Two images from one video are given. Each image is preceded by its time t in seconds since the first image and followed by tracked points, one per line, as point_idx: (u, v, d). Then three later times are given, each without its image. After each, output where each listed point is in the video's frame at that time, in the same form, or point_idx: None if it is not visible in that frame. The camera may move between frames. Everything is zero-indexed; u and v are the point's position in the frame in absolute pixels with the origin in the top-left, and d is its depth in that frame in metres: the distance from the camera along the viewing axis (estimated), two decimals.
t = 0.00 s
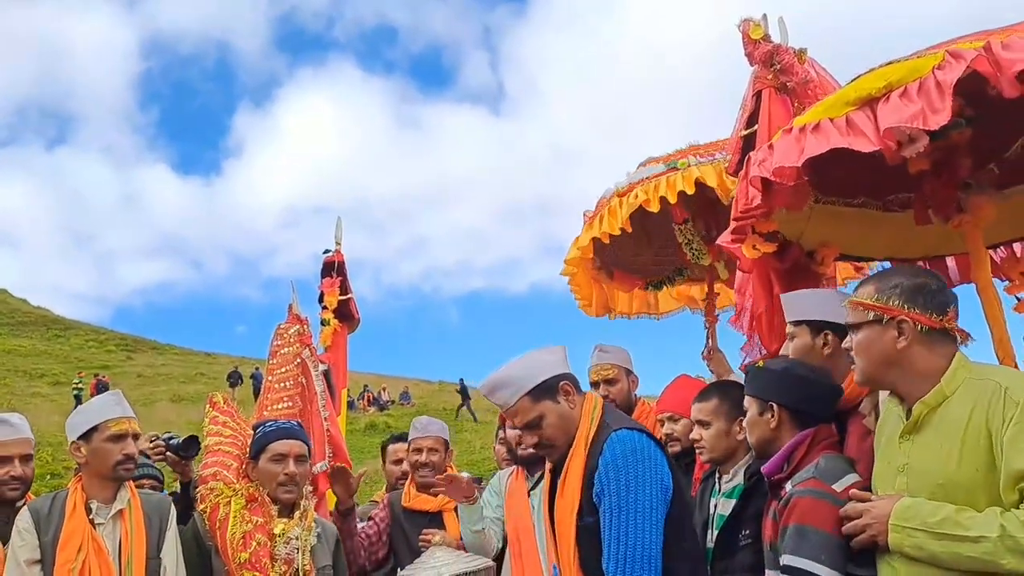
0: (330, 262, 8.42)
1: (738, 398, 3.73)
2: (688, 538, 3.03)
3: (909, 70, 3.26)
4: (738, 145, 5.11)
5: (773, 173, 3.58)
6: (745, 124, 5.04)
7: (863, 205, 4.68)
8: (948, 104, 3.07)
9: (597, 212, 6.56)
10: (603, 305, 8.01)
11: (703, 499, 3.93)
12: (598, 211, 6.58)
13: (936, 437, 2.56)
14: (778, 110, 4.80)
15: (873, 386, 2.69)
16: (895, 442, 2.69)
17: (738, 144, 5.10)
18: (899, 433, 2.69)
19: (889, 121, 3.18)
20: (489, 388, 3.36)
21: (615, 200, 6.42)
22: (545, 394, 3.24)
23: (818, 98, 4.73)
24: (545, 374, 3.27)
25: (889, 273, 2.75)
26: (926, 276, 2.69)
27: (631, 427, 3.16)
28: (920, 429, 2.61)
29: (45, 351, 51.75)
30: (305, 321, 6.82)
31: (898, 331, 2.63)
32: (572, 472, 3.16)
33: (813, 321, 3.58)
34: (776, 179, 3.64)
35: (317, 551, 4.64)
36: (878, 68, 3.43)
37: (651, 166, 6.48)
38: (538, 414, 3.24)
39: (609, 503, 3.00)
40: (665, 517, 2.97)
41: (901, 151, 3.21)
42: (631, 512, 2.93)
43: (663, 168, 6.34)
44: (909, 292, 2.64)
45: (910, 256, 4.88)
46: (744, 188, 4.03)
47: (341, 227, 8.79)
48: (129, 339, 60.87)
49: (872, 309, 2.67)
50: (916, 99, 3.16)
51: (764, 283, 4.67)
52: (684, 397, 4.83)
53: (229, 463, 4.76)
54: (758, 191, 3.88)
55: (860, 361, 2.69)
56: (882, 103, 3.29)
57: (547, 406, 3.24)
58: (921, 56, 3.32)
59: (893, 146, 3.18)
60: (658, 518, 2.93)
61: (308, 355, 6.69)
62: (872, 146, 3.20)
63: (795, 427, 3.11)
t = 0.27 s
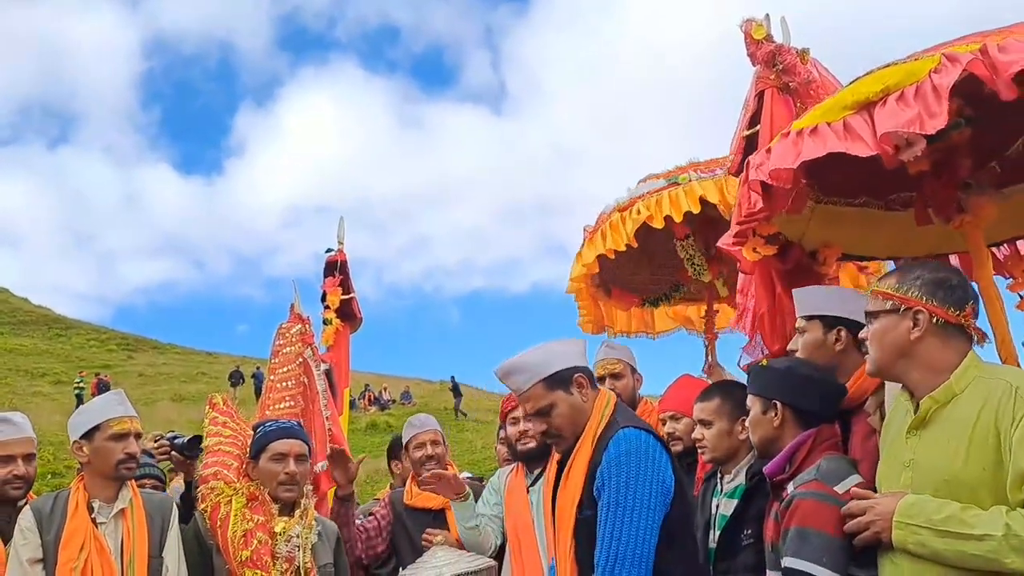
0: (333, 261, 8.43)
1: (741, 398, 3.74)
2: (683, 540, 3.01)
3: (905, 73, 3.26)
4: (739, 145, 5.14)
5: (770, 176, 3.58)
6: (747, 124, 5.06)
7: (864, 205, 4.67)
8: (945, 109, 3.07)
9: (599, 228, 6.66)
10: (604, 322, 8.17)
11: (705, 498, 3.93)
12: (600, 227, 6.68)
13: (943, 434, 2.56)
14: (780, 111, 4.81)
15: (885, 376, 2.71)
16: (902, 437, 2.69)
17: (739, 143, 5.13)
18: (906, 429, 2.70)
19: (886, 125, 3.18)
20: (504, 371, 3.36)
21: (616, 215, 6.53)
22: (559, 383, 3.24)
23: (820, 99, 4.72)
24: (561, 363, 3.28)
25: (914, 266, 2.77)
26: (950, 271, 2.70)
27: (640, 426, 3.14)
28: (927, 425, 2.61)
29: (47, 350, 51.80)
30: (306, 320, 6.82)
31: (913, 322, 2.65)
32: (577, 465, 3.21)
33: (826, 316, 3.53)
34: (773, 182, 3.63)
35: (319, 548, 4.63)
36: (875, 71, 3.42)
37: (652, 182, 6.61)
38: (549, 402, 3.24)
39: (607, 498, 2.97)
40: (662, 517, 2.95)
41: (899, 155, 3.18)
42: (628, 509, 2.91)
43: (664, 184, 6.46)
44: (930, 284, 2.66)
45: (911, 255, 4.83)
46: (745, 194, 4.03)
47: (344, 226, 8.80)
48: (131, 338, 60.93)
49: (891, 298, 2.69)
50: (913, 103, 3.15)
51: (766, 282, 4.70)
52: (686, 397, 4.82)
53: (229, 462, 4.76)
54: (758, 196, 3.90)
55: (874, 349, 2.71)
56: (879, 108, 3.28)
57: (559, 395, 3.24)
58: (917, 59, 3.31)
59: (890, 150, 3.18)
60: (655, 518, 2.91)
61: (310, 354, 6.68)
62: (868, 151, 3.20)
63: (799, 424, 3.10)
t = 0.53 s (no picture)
0: (336, 260, 8.42)
1: (744, 399, 3.72)
2: (671, 533, 2.96)
3: (910, 72, 3.23)
4: (744, 144, 5.08)
5: (775, 177, 3.59)
6: (754, 123, 5.01)
7: (869, 204, 4.65)
8: (950, 108, 3.03)
9: (600, 248, 6.70)
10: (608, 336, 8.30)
11: (708, 498, 3.92)
12: (601, 246, 6.72)
13: (951, 433, 2.55)
14: (785, 109, 4.78)
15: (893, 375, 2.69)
16: (909, 436, 2.69)
17: (745, 143, 5.07)
18: (913, 427, 2.69)
19: (890, 125, 3.15)
20: (518, 349, 3.35)
21: (618, 235, 6.58)
22: (570, 367, 3.22)
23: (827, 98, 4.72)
24: (574, 347, 3.26)
25: (924, 265, 2.76)
26: (960, 270, 2.69)
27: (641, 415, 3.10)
28: (935, 424, 2.61)
29: (48, 349, 51.83)
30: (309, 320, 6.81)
31: (922, 320, 2.64)
32: (578, 451, 3.21)
33: (827, 317, 3.51)
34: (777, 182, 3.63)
35: (320, 548, 4.63)
36: (880, 69, 3.39)
37: (657, 202, 6.67)
38: (558, 382, 3.22)
39: (600, 480, 2.93)
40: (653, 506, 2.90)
41: (904, 153, 3.18)
42: (619, 492, 2.87)
43: (668, 205, 6.52)
44: (940, 283, 2.65)
45: (921, 256, 4.82)
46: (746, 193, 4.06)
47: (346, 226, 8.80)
48: (133, 338, 60.96)
49: (900, 297, 2.69)
50: (918, 102, 3.12)
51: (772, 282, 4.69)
52: (688, 397, 4.82)
53: (231, 462, 4.75)
54: (760, 195, 3.91)
55: (882, 348, 2.69)
56: (883, 107, 3.26)
57: (569, 377, 3.22)
58: (922, 57, 3.28)
59: (895, 150, 3.17)
60: (646, 505, 2.87)
61: (312, 354, 6.66)
62: (873, 151, 3.20)
63: (804, 423, 3.07)
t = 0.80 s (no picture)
0: (339, 259, 8.42)
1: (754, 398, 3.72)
2: (668, 529, 2.93)
3: (923, 60, 3.22)
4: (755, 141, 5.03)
5: (787, 165, 3.58)
6: (765, 119, 4.98)
7: (881, 202, 4.60)
8: (963, 95, 3.02)
9: (600, 265, 6.82)
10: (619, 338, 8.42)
11: (710, 497, 3.92)
12: (602, 263, 6.84)
13: (956, 433, 2.54)
14: (797, 104, 4.74)
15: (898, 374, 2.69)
16: (914, 436, 2.68)
17: (755, 139, 5.02)
18: (918, 427, 2.68)
19: (903, 112, 3.14)
20: (535, 334, 3.37)
21: (619, 251, 6.72)
22: (582, 356, 3.23)
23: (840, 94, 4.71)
24: (587, 337, 3.28)
25: (929, 264, 2.75)
26: (965, 269, 2.68)
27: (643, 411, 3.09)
28: (940, 424, 2.60)
29: (50, 348, 51.88)
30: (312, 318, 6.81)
31: (927, 320, 2.63)
32: (582, 438, 3.19)
33: (830, 318, 3.50)
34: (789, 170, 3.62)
35: (321, 548, 4.64)
36: (893, 58, 3.38)
37: (657, 218, 6.82)
38: (570, 369, 3.23)
39: (596, 471, 2.92)
40: (649, 500, 2.88)
41: (916, 140, 3.17)
42: (614, 483, 2.86)
43: (669, 221, 6.68)
44: (944, 282, 2.64)
45: (928, 253, 4.83)
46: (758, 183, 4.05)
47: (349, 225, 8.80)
48: (134, 336, 61.00)
49: (904, 296, 2.68)
50: (931, 90, 3.11)
51: (781, 283, 4.75)
52: (691, 397, 4.81)
53: (234, 461, 4.73)
54: (772, 183, 3.87)
55: (886, 348, 2.69)
56: (896, 95, 3.24)
57: (581, 366, 3.23)
58: (935, 47, 3.27)
59: (908, 137, 3.17)
60: (641, 498, 2.85)
61: (315, 352, 6.66)
62: (886, 138, 3.19)
63: (810, 422, 3.06)
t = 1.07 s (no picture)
0: (341, 258, 8.42)
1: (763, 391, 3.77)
2: (667, 524, 2.92)
3: (932, 53, 3.25)
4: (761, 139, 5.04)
5: (794, 157, 3.55)
6: (771, 117, 5.00)
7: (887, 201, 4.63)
8: (972, 85, 3.05)
9: (600, 278, 6.84)
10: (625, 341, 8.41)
11: (711, 495, 3.90)
12: (601, 276, 6.87)
13: (959, 432, 2.54)
14: (803, 102, 4.79)
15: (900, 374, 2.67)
16: (916, 435, 2.67)
17: (761, 137, 5.03)
18: (921, 426, 2.67)
19: (912, 102, 3.16)
20: (544, 323, 3.37)
21: (617, 265, 6.77)
22: (591, 347, 3.24)
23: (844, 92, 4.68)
24: (596, 329, 3.29)
25: (930, 262, 2.74)
26: (965, 268, 2.67)
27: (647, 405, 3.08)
28: (943, 423, 2.59)
29: (51, 346, 51.91)
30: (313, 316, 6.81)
31: (928, 319, 2.62)
32: (584, 432, 3.16)
33: (834, 316, 3.48)
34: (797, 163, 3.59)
35: (322, 546, 4.62)
36: (901, 53, 3.40)
37: (657, 233, 6.92)
38: (578, 359, 3.23)
39: (598, 463, 2.91)
40: (650, 494, 2.87)
41: (924, 132, 3.21)
42: (616, 476, 2.85)
43: (669, 237, 6.75)
44: (946, 281, 2.64)
45: (937, 252, 4.80)
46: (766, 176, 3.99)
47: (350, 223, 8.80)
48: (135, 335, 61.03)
49: (906, 295, 2.67)
50: (939, 81, 3.13)
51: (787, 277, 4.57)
52: (692, 394, 4.91)
53: (234, 459, 4.73)
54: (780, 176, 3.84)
55: (888, 347, 2.68)
56: (904, 86, 3.26)
57: (589, 356, 3.23)
58: (944, 42, 3.30)
59: (916, 129, 3.18)
60: (642, 491, 2.84)
61: (317, 350, 6.66)
62: (894, 128, 3.19)
63: (812, 421, 3.05)
